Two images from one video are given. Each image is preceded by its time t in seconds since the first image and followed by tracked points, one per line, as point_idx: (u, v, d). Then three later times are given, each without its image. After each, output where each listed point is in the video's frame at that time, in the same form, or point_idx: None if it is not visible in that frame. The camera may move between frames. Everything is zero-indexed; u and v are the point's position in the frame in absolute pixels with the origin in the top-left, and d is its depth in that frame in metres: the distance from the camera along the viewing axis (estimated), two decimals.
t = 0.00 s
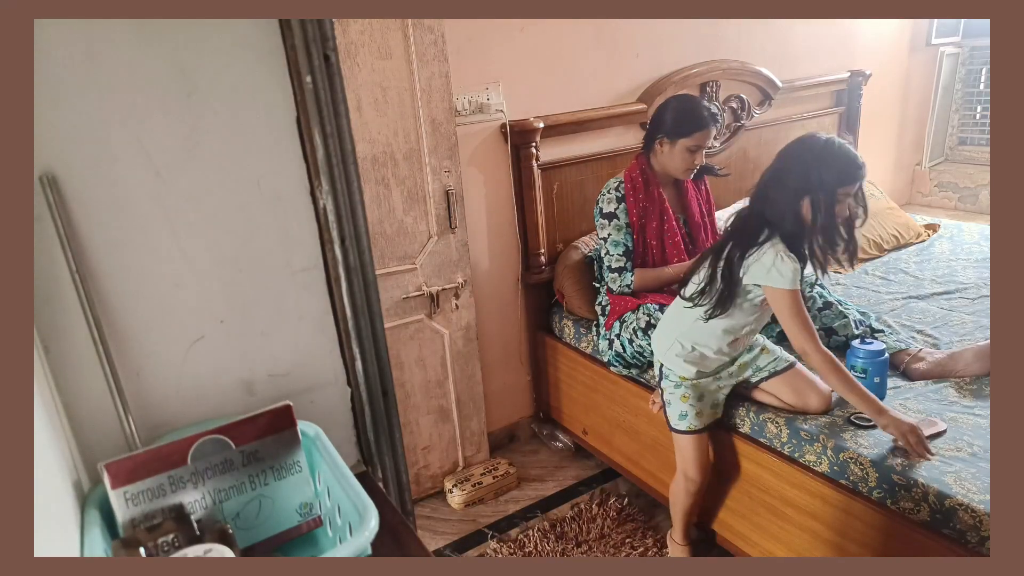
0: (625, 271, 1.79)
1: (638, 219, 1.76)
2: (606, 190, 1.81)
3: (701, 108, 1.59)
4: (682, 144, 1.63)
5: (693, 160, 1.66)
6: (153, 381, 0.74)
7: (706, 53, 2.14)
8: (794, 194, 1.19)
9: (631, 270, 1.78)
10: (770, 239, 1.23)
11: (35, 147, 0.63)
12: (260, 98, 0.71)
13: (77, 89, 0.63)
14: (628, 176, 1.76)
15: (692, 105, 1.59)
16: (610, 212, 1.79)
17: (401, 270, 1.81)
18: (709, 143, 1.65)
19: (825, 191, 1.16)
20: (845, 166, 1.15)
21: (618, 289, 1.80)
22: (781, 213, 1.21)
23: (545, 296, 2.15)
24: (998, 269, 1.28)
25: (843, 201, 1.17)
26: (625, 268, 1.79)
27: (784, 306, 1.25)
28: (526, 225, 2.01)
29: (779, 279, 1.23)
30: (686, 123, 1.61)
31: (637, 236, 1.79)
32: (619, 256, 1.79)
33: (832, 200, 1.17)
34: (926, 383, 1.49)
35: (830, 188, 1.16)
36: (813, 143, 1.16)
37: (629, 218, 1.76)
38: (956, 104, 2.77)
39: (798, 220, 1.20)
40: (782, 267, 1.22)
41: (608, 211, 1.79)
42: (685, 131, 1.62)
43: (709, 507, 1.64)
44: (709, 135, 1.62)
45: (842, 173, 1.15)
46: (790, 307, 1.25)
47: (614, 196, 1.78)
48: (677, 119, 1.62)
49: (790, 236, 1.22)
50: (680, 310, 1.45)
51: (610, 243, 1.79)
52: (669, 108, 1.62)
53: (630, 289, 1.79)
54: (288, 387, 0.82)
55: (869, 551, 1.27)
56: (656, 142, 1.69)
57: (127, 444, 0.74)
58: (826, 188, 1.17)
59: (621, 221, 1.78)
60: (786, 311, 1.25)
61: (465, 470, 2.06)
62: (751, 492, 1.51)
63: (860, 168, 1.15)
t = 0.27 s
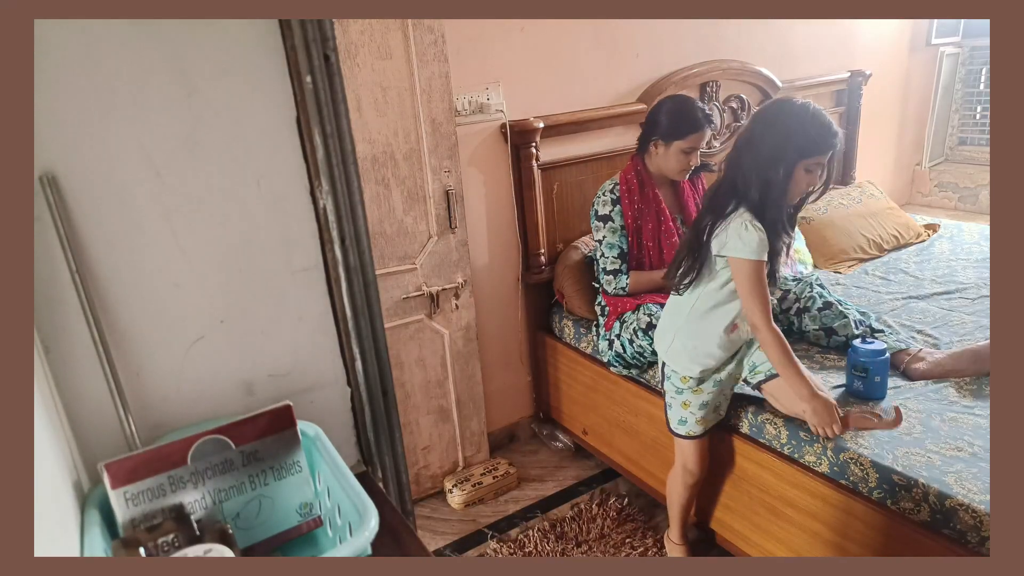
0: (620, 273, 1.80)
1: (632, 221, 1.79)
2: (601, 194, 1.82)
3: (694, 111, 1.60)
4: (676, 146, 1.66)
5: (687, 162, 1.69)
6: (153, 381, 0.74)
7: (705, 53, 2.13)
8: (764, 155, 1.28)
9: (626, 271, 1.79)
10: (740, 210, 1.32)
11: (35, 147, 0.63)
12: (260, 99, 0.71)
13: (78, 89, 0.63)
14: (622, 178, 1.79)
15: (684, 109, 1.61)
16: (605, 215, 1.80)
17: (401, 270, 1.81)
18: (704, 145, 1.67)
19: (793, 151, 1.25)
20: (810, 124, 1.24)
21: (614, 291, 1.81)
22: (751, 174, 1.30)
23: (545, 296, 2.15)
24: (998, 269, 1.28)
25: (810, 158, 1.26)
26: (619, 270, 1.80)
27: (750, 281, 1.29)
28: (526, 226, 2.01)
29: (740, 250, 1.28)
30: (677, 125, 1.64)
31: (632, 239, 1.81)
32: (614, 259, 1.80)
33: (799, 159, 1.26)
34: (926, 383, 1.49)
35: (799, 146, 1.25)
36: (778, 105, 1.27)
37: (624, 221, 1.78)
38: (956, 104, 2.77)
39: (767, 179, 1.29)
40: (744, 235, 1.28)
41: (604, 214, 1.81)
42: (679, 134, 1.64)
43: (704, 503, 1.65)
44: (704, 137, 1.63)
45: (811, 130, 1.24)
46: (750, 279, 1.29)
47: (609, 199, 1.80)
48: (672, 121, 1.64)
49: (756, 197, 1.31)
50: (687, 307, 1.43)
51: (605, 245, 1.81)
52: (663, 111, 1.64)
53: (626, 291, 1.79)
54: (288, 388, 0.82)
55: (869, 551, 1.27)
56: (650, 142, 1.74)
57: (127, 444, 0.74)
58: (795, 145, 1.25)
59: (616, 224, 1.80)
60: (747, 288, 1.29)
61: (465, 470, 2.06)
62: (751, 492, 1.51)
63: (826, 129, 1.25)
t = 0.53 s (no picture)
0: (612, 274, 1.81)
1: (627, 221, 1.80)
2: (598, 195, 1.83)
3: (693, 111, 1.63)
4: (675, 145, 1.67)
5: (684, 161, 1.70)
6: (153, 381, 0.74)
7: (706, 52, 2.13)
8: (753, 173, 1.33)
9: (618, 273, 1.80)
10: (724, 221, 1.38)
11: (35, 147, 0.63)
12: (260, 99, 0.71)
13: (79, 89, 0.63)
14: (619, 179, 1.79)
15: (684, 109, 1.63)
16: (602, 216, 1.80)
17: (401, 270, 1.81)
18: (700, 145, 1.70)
19: (778, 171, 1.28)
20: (797, 147, 1.25)
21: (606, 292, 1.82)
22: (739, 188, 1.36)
23: (545, 296, 2.15)
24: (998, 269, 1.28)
25: (797, 179, 1.28)
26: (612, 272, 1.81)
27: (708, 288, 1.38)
28: (526, 226, 2.01)
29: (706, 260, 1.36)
30: (676, 125, 1.66)
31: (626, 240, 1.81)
32: (607, 260, 1.81)
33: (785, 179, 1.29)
34: (926, 383, 1.49)
35: (783, 169, 1.28)
36: (775, 124, 1.28)
37: (619, 222, 1.79)
38: (955, 104, 2.74)
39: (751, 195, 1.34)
40: (708, 245, 1.36)
41: (600, 215, 1.81)
42: (678, 134, 1.66)
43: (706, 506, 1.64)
44: (700, 137, 1.66)
45: (797, 154, 1.25)
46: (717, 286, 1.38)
47: (606, 200, 1.80)
48: (671, 121, 1.65)
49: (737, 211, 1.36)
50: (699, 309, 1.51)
51: (599, 246, 1.82)
52: (661, 111, 1.65)
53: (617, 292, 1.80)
54: (288, 387, 0.82)
55: (870, 551, 1.27)
56: (649, 144, 1.73)
57: (127, 445, 0.74)
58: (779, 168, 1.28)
59: (611, 225, 1.81)
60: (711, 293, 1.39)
61: (465, 470, 2.06)
62: (752, 493, 1.51)
63: (816, 154, 1.25)
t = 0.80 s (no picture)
0: (604, 275, 1.83)
1: (626, 222, 1.79)
2: (597, 194, 1.83)
3: (693, 109, 1.63)
4: (675, 144, 1.65)
5: (685, 160, 1.67)
6: (153, 381, 0.74)
7: (706, 52, 2.12)
8: (730, 184, 1.45)
9: (609, 274, 1.82)
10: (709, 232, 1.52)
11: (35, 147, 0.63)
12: (261, 99, 0.71)
13: (78, 89, 0.63)
14: (618, 179, 1.76)
15: (682, 108, 1.63)
16: (598, 216, 1.83)
17: (401, 270, 1.81)
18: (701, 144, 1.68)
19: (744, 182, 1.42)
20: (762, 158, 1.39)
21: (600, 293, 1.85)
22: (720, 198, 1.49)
23: (545, 296, 2.15)
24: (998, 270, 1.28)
25: (765, 188, 1.41)
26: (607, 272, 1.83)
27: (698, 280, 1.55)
28: (526, 226, 2.01)
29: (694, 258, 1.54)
30: (676, 125, 1.65)
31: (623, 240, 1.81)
32: (602, 261, 1.83)
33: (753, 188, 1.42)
34: (926, 383, 1.49)
35: (751, 178, 1.41)
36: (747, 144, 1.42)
37: (614, 223, 1.80)
38: (956, 104, 2.68)
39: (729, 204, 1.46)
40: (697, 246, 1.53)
41: (598, 215, 1.83)
42: (677, 133, 1.65)
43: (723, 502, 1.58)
44: (702, 136, 1.65)
45: (761, 164, 1.39)
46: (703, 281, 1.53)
47: (604, 201, 1.81)
48: (670, 120, 1.64)
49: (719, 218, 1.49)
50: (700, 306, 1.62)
51: (595, 246, 1.84)
52: (659, 111, 1.65)
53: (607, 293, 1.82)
54: (288, 387, 0.82)
55: (869, 551, 1.27)
56: (650, 144, 1.69)
57: (127, 444, 0.74)
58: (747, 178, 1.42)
59: (608, 226, 1.82)
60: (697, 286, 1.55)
61: (465, 470, 2.06)
62: (751, 493, 1.50)
63: (778, 164, 1.38)
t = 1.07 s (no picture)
0: (598, 272, 1.83)
1: (625, 220, 1.77)
2: (598, 193, 1.81)
3: (694, 107, 1.61)
4: (676, 143, 1.64)
5: (687, 159, 1.67)
6: (153, 381, 0.74)
7: (706, 52, 2.11)
8: (726, 199, 1.49)
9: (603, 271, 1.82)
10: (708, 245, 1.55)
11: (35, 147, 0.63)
12: (260, 99, 0.71)
13: (78, 89, 0.63)
14: (619, 179, 1.75)
15: (683, 105, 1.61)
16: (597, 214, 1.81)
17: (401, 270, 1.81)
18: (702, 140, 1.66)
19: (739, 195, 1.47)
20: (758, 172, 1.44)
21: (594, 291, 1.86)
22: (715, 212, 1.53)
23: (545, 296, 2.14)
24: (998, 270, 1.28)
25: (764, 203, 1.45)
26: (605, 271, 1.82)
27: (705, 289, 1.57)
28: (526, 226, 2.01)
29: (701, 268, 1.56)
30: (677, 124, 1.64)
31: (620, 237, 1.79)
32: (597, 258, 1.83)
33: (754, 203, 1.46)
34: (926, 383, 1.49)
35: (748, 193, 1.45)
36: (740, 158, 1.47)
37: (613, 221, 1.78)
38: (955, 104, 2.70)
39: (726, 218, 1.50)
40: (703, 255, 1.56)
41: (597, 213, 1.82)
42: (678, 131, 1.63)
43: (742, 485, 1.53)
44: (702, 133, 1.63)
45: (758, 177, 1.43)
46: (712, 293, 1.55)
47: (604, 199, 1.79)
48: (671, 119, 1.62)
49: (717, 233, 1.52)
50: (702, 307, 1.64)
51: (592, 244, 1.83)
52: (660, 109, 1.63)
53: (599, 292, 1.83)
54: (288, 387, 0.82)
55: (869, 551, 1.27)
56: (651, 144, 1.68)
57: (127, 444, 0.74)
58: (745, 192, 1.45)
59: (606, 224, 1.81)
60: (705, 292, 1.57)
61: (465, 470, 2.06)
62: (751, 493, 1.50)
63: (774, 178, 1.43)
